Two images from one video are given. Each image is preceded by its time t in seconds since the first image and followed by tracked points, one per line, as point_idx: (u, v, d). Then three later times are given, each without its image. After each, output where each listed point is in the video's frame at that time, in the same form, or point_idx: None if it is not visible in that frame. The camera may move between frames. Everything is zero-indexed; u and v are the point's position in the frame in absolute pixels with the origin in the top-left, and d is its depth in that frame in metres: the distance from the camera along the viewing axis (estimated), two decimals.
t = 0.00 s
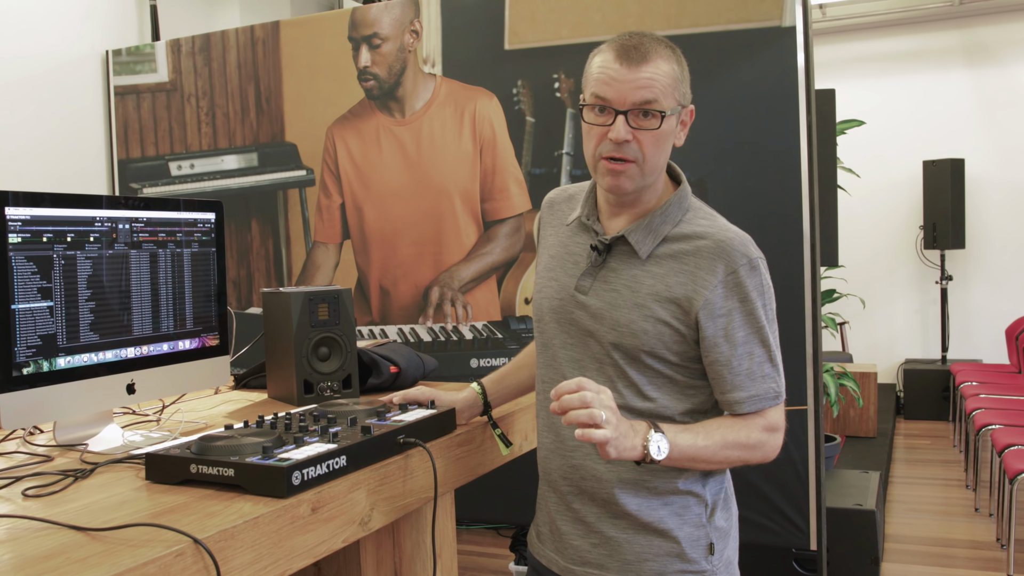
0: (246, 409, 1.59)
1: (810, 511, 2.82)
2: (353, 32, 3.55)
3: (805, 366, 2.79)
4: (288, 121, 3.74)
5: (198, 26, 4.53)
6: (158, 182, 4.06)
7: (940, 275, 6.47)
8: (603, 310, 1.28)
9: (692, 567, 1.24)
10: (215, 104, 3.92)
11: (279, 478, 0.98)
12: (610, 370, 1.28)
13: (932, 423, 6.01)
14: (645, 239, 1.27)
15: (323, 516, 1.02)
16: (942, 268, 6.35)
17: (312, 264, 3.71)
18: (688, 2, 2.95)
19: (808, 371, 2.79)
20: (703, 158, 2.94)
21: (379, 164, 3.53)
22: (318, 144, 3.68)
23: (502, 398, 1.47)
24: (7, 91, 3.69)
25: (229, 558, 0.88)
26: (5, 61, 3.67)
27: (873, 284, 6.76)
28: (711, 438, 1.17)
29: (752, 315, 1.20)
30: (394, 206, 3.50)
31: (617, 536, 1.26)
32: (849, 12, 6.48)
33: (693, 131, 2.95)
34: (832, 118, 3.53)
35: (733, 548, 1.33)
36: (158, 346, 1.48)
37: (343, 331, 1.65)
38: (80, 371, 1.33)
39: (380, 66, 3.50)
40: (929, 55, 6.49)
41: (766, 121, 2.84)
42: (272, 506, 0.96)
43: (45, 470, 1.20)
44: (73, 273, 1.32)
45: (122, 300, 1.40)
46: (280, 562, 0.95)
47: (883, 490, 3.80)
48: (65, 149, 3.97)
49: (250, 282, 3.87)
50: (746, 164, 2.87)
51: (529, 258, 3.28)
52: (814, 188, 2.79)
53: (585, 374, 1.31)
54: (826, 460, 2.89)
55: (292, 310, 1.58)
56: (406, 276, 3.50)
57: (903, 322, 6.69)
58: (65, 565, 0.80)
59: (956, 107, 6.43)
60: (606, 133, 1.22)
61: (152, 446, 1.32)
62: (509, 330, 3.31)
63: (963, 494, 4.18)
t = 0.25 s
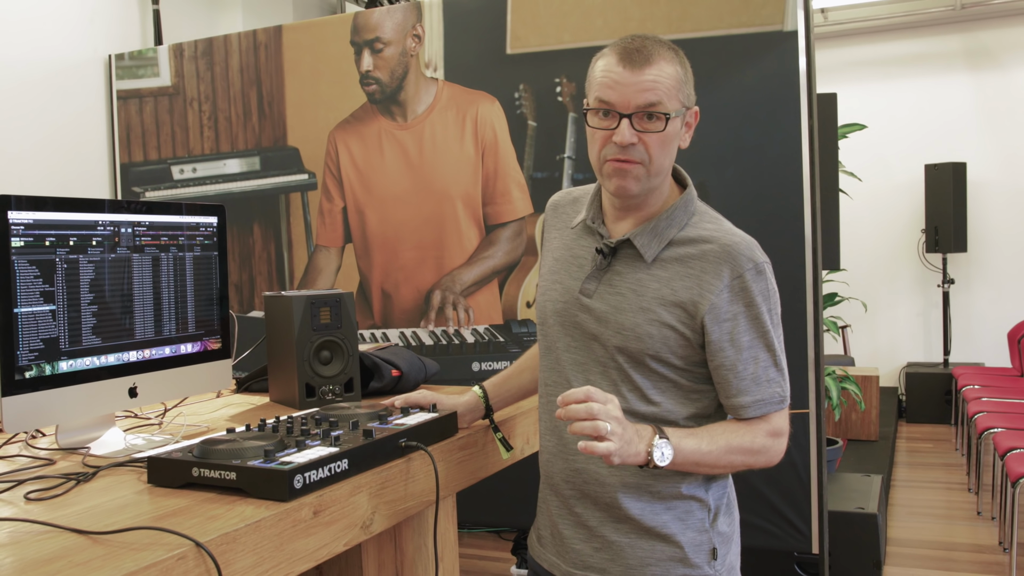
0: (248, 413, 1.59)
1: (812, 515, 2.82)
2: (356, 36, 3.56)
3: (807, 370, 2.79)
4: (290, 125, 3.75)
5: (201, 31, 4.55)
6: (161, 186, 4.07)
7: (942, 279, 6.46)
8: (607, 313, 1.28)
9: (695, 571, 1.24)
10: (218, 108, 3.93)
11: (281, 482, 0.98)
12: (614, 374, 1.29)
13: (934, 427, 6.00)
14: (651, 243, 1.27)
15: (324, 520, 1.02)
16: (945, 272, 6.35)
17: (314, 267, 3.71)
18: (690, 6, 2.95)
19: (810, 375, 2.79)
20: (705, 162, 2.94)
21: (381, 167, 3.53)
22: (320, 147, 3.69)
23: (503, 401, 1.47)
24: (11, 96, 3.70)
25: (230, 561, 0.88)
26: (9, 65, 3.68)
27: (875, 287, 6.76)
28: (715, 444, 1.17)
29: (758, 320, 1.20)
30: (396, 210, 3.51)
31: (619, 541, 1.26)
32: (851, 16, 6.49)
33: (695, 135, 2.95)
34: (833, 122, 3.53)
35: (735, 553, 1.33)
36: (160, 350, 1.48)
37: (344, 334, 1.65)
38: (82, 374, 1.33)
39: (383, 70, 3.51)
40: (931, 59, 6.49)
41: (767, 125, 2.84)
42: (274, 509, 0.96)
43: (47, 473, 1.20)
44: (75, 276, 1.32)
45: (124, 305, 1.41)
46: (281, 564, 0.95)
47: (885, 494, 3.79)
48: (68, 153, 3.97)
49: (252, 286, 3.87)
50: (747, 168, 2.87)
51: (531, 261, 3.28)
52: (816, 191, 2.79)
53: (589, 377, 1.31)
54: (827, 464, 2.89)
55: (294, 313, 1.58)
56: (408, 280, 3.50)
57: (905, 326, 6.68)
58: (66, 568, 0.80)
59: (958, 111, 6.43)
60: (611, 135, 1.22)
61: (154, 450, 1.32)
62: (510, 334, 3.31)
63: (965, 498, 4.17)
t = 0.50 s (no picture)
0: (244, 408, 1.59)
1: (807, 508, 2.83)
2: (351, 31, 3.55)
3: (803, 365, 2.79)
4: (286, 120, 3.74)
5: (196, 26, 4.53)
6: (156, 181, 4.05)
7: (938, 274, 6.48)
8: (605, 309, 1.28)
9: (694, 566, 1.24)
10: (213, 103, 3.92)
11: (277, 476, 0.98)
12: (612, 370, 1.29)
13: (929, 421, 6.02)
14: (648, 238, 1.27)
15: (320, 514, 1.02)
16: (940, 267, 6.36)
17: (310, 262, 3.71)
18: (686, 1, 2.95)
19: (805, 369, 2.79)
20: (701, 158, 2.94)
21: (377, 162, 3.53)
22: (316, 142, 3.68)
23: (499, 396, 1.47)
24: (5, 90, 3.69)
25: (226, 556, 0.88)
26: (4, 59, 3.67)
27: (870, 282, 6.77)
28: (712, 441, 1.17)
29: (755, 314, 1.20)
30: (392, 204, 3.50)
31: (618, 536, 1.26)
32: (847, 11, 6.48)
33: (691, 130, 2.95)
34: (829, 117, 3.54)
35: (734, 547, 1.33)
36: (155, 344, 1.48)
37: (340, 329, 1.65)
38: (77, 369, 1.33)
39: (378, 65, 3.51)
40: (927, 54, 6.50)
41: (762, 121, 2.85)
42: (269, 503, 0.96)
43: (42, 468, 1.20)
44: (70, 272, 1.32)
45: (119, 300, 1.40)
46: (277, 559, 0.95)
47: (880, 488, 3.81)
48: (62, 148, 3.96)
49: (248, 281, 3.87)
50: (743, 163, 2.88)
51: (527, 256, 3.28)
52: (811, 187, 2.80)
53: (587, 373, 1.31)
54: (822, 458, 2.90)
55: (290, 308, 1.58)
56: (404, 275, 3.50)
57: (901, 320, 6.70)
58: (62, 562, 0.80)
59: (954, 106, 6.44)
60: (606, 130, 1.22)
61: (150, 444, 1.32)
62: (506, 329, 3.31)
63: (960, 492, 4.18)
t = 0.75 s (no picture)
0: (240, 403, 1.59)
1: (804, 504, 2.83)
2: (348, 26, 3.54)
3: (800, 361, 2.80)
4: (282, 115, 3.73)
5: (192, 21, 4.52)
6: (153, 176, 4.04)
7: (934, 270, 6.49)
8: (602, 305, 1.28)
9: (693, 563, 1.25)
10: (210, 98, 3.91)
11: (273, 471, 0.98)
12: (610, 366, 1.29)
13: (925, 417, 6.04)
14: (645, 233, 1.27)
15: (316, 509, 1.02)
16: (936, 263, 6.38)
17: (307, 258, 3.71)
18: None
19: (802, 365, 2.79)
20: (698, 154, 2.94)
21: (374, 158, 3.52)
22: (312, 137, 3.68)
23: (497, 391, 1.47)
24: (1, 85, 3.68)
25: (222, 550, 0.88)
26: None
27: (867, 278, 6.78)
28: (710, 438, 1.17)
29: (752, 307, 1.20)
30: (389, 200, 3.50)
31: (618, 533, 1.26)
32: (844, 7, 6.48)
33: (688, 126, 2.95)
34: (827, 113, 3.54)
35: (733, 544, 1.34)
36: (152, 340, 1.48)
37: (337, 324, 1.65)
38: (74, 364, 1.33)
39: (375, 60, 3.50)
40: (924, 50, 6.50)
41: (759, 117, 2.85)
42: (266, 499, 0.96)
43: (39, 463, 1.20)
44: (66, 267, 1.32)
45: (115, 295, 1.40)
46: (274, 554, 0.95)
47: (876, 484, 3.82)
48: (59, 143, 3.95)
49: (245, 276, 3.86)
50: (741, 159, 2.88)
51: (524, 252, 3.28)
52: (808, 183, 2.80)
53: (585, 369, 1.31)
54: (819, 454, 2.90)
55: (287, 304, 1.58)
56: (401, 271, 3.50)
57: (897, 317, 6.71)
58: (59, 557, 0.80)
59: (951, 102, 6.45)
60: (595, 125, 1.22)
61: (146, 439, 1.32)
62: (503, 325, 3.31)
63: (956, 488, 4.20)
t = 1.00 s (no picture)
0: (240, 405, 1.59)
1: (803, 508, 2.83)
2: (348, 29, 3.55)
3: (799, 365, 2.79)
4: (282, 117, 3.74)
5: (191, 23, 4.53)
6: (152, 179, 4.04)
7: (933, 274, 6.50)
8: (603, 305, 1.29)
9: (695, 566, 1.24)
10: (209, 100, 3.92)
11: (272, 473, 0.98)
12: (612, 366, 1.29)
13: (924, 421, 6.04)
14: (645, 233, 1.27)
15: (315, 512, 1.02)
16: (935, 267, 6.38)
17: (307, 261, 3.71)
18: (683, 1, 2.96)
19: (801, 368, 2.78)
20: (698, 158, 2.95)
21: (373, 160, 3.53)
22: (312, 140, 3.68)
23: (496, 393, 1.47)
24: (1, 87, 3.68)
25: (220, 553, 0.88)
26: None
27: (866, 282, 6.78)
28: (681, 418, 1.14)
29: (749, 303, 1.17)
30: (388, 202, 3.50)
31: (620, 536, 1.26)
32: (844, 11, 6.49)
33: (688, 130, 2.96)
34: (826, 117, 3.54)
35: (735, 548, 1.33)
36: (151, 342, 1.48)
37: (336, 327, 1.65)
38: (73, 366, 1.33)
39: (375, 63, 3.51)
40: (923, 54, 6.51)
41: (758, 120, 2.85)
42: (265, 501, 0.96)
43: (37, 466, 1.20)
44: (66, 269, 1.32)
45: (114, 298, 1.40)
46: (272, 557, 0.95)
47: (875, 488, 3.82)
48: (58, 146, 3.95)
49: (244, 279, 3.87)
50: (740, 162, 2.88)
51: (523, 255, 3.27)
52: (807, 187, 2.80)
53: (587, 369, 1.32)
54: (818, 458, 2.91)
55: (286, 307, 1.58)
56: (401, 274, 3.50)
57: (896, 321, 6.72)
58: (57, 560, 0.80)
59: (950, 106, 6.46)
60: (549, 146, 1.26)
61: (145, 442, 1.32)
62: (502, 328, 3.30)
63: (955, 492, 4.20)
